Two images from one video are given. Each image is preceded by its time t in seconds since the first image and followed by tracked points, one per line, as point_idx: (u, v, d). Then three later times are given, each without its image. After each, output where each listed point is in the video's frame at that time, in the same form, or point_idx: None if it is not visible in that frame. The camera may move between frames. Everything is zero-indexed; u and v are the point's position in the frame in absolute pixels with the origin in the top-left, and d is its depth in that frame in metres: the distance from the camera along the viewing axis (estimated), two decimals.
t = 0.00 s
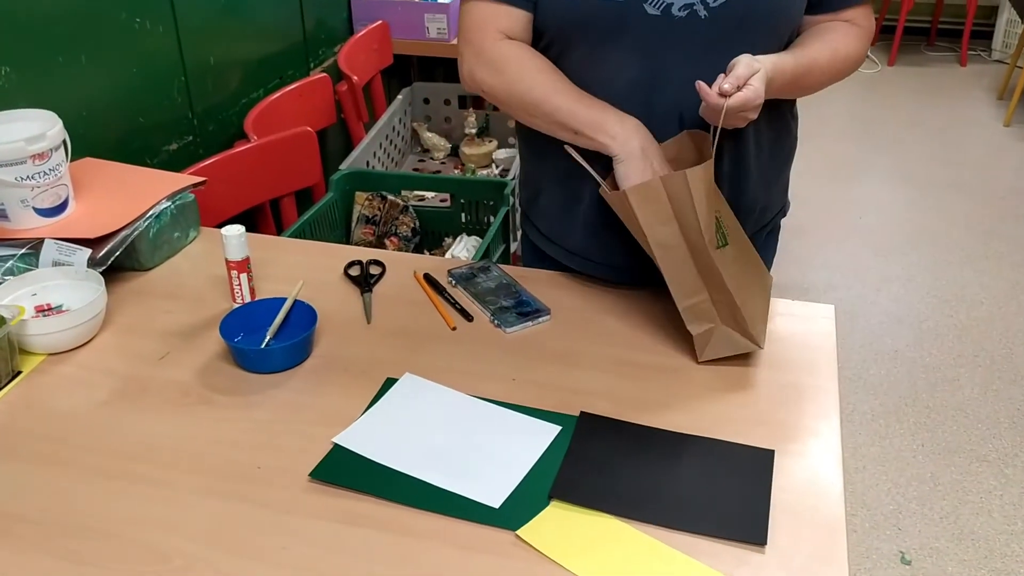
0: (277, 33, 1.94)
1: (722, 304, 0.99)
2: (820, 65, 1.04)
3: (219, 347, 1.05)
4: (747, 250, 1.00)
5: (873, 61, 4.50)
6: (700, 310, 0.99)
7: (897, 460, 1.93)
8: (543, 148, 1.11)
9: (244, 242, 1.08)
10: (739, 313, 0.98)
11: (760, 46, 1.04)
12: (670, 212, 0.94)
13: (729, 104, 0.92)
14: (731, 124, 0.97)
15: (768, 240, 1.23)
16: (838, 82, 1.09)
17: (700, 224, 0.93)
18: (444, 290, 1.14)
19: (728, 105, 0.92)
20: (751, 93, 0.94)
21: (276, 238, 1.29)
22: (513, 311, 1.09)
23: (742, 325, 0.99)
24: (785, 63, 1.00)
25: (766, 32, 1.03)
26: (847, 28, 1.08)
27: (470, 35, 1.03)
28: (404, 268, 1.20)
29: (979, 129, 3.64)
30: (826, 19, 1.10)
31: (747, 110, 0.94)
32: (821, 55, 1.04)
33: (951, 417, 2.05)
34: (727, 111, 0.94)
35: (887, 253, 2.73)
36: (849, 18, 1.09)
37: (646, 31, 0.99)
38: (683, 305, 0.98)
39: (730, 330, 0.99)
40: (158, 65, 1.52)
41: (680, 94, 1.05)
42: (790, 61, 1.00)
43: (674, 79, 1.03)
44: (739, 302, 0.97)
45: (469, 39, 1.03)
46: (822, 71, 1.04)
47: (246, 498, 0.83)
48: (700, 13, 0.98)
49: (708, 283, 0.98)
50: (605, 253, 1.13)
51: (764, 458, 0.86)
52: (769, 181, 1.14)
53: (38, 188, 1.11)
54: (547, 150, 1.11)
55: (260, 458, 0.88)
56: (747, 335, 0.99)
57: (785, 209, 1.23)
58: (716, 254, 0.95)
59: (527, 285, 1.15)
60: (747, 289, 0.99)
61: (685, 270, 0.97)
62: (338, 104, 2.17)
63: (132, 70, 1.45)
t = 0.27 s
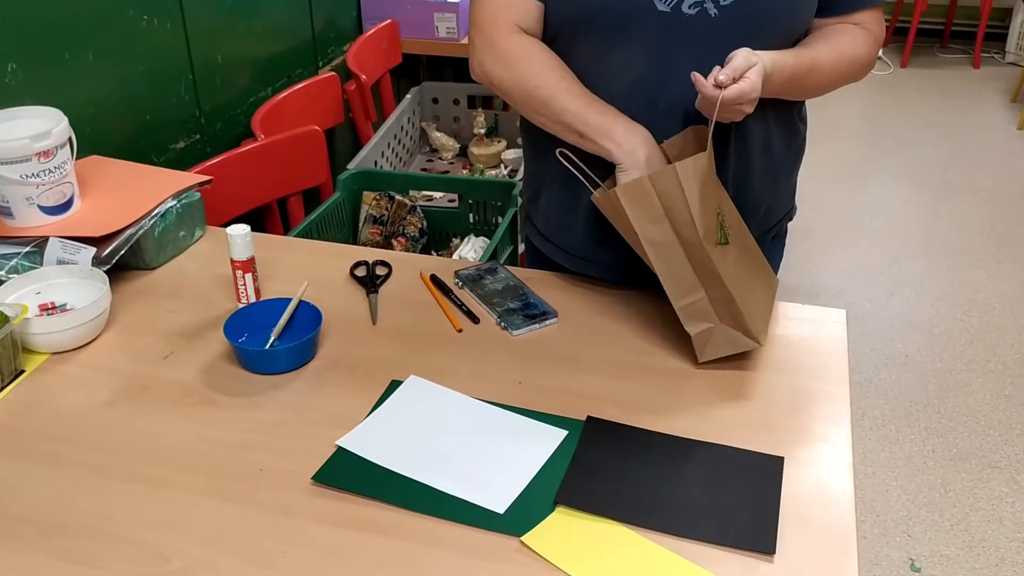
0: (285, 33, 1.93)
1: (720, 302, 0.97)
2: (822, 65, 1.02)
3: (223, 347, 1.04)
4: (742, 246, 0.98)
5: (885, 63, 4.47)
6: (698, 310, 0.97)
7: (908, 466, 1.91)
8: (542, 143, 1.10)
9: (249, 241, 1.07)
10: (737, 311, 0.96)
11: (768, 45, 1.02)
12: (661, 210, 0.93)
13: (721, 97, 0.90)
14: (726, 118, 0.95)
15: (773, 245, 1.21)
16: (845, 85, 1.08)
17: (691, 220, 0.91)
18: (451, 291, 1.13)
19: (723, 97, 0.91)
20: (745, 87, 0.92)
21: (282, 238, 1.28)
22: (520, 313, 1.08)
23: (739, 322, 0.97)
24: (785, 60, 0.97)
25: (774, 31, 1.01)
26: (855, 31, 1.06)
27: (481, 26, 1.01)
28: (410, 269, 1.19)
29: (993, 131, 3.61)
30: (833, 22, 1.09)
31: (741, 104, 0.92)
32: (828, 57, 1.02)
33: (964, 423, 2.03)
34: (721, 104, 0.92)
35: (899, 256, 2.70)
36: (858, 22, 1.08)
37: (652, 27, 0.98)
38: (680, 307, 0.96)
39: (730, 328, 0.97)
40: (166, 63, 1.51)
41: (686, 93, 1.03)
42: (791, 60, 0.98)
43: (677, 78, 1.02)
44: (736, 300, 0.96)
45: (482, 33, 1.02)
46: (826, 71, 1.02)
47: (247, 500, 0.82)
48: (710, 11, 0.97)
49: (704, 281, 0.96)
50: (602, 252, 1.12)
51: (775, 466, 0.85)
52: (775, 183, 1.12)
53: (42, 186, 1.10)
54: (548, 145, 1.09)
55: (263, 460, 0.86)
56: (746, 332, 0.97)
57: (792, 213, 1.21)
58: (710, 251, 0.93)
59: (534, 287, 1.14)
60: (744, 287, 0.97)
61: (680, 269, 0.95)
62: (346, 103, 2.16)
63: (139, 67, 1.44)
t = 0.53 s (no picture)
0: (293, 33, 1.93)
1: (709, 301, 0.96)
2: (826, 65, 1.00)
3: (229, 350, 1.03)
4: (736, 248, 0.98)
5: (895, 63, 4.45)
6: (687, 307, 0.96)
7: (917, 470, 1.89)
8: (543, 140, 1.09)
9: (254, 243, 1.07)
10: (727, 312, 0.95)
11: (772, 43, 1.01)
12: (659, 200, 0.92)
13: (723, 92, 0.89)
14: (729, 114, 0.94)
15: (775, 249, 1.19)
16: (851, 86, 1.07)
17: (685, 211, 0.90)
18: (457, 294, 1.12)
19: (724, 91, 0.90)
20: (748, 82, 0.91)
21: (288, 239, 1.27)
22: (526, 316, 1.07)
23: (728, 322, 0.96)
24: (788, 59, 0.96)
25: (776, 29, 1.00)
26: (859, 32, 1.05)
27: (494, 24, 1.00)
28: (417, 271, 1.18)
29: (1004, 133, 3.58)
30: (836, 23, 1.07)
31: (743, 99, 0.92)
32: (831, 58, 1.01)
33: (974, 427, 2.01)
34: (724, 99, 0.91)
35: (908, 258, 2.68)
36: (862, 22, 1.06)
37: (655, 24, 0.97)
38: (668, 300, 0.95)
39: (716, 328, 0.96)
40: (173, 63, 1.51)
41: (688, 92, 1.02)
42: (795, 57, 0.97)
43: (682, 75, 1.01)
44: (726, 300, 0.95)
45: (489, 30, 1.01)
46: (831, 71, 1.01)
47: (252, 504, 0.81)
48: (714, 8, 0.96)
49: (694, 278, 0.95)
50: (602, 251, 1.11)
51: (785, 472, 0.83)
52: (779, 184, 1.11)
53: (49, 187, 1.10)
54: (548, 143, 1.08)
55: (268, 464, 0.86)
56: (733, 334, 0.96)
57: (796, 215, 1.19)
58: (704, 248, 0.92)
59: (540, 290, 1.13)
60: (736, 289, 0.96)
61: (672, 264, 0.94)
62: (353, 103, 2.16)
63: (146, 67, 1.44)
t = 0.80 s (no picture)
0: (298, 35, 1.93)
1: (763, 318, 0.93)
2: (836, 68, 1.00)
3: (234, 351, 1.04)
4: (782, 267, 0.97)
5: (901, 64, 4.43)
6: (740, 323, 0.93)
7: (923, 471, 1.89)
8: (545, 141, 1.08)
9: (260, 244, 1.07)
10: (777, 329, 0.93)
11: (774, 46, 1.00)
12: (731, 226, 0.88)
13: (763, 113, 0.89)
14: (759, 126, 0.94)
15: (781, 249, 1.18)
16: (857, 87, 1.06)
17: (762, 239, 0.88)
18: (462, 295, 1.12)
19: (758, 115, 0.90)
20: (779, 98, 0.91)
21: (293, 241, 1.28)
22: (531, 317, 1.07)
23: (778, 338, 0.94)
24: (800, 65, 0.97)
25: (778, 30, 0.99)
26: (866, 32, 1.05)
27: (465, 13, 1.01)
28: (422, 273, 1.18)
29: (1010, 133, 3.57)
30: (844, 24, 1.07)
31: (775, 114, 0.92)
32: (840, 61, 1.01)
33: (981, 428, 2.00)
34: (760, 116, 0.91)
35: (915, 259, 2.68)
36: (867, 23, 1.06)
37: (653, 26, 0.97)
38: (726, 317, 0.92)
39: (766, 344, 0.94)
40: (178, 64, 1.51)
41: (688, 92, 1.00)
42: (806, 64, 0.97)
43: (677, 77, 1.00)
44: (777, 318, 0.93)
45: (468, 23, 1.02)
46: (839, 74, 1.01)
47: (256, 506, 0.81)
48: (713, 9, 0.95)
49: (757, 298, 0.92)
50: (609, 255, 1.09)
51: (790, 474, 0.83)
52: (783, 186, 1.10)
53: (55, 188, 1.10)
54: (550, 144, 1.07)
55: (272, 465, 0.86)
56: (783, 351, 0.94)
57: (799, 216, 1.18)
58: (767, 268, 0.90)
59: (545, 291, 1.13)
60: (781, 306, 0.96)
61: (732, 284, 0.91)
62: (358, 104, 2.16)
63: (152, 69, 1.44)
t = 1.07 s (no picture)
0: (303, 35, 1.94)
1: (795, 298, 0.93)
2: (834, 66, 1.00)
3: (238, 351, 1.04)
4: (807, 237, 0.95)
5: (906, 63, 4.42)
6: (770, 306, 0.94)
7: (928, 471, 1.88)
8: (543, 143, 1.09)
9: (264, 244, 1.07)
10: (812, 305, 0.92)
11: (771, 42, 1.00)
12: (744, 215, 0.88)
13: (741, 101, 0.88)
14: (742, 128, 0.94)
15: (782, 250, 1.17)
16: (855, 83, 1.05)
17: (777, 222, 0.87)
18: (466, 295, 1.12)
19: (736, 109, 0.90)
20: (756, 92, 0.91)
21: (297, 241, 1.28)
22: (535, 317, 1.07)
23: (813, 314, 0.93)
24: (795, 64, 0.97)
25: (772, 25, 0.99)
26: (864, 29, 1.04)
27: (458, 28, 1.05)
28: (426, 273, 1.18)
29: (1016, 133, 3.55)
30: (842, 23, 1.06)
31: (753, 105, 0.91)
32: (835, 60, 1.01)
33: (986, 429, 2.00)
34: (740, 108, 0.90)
35: (920, 259, 2.67)
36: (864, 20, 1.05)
37: (648, 24, 0.97)
38: (756, 303, 0.93)
39: (802, 323, 0.93)
40: (183, 64, 1.52)
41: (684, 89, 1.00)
42: (802, 63, 0.98)
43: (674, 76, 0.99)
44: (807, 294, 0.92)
45: (456, 31, 1.04)
46: (837, 72, 1.00)
47: (260, 505, 0.81)
48: (707, 7, 0.95)
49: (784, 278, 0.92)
50: (612, 254, 1.08)
51: (794, 474, 0.83)
52: (784, 184, 1.10)
53: (61, 189, 1.11)
54: (549, 144, 1.08)
55: (277, 465, 0.86)
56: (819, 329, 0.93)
57: (800, 217, 1.17)
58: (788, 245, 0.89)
59: (549, 291, 1.13)
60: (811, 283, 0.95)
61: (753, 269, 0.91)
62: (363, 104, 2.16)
63: (157, 69, 1.45)
